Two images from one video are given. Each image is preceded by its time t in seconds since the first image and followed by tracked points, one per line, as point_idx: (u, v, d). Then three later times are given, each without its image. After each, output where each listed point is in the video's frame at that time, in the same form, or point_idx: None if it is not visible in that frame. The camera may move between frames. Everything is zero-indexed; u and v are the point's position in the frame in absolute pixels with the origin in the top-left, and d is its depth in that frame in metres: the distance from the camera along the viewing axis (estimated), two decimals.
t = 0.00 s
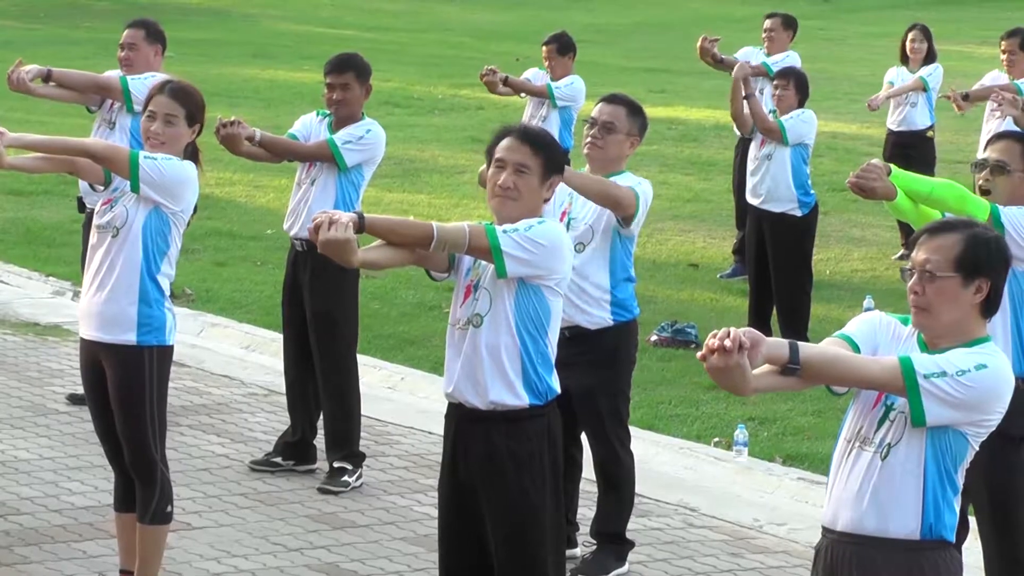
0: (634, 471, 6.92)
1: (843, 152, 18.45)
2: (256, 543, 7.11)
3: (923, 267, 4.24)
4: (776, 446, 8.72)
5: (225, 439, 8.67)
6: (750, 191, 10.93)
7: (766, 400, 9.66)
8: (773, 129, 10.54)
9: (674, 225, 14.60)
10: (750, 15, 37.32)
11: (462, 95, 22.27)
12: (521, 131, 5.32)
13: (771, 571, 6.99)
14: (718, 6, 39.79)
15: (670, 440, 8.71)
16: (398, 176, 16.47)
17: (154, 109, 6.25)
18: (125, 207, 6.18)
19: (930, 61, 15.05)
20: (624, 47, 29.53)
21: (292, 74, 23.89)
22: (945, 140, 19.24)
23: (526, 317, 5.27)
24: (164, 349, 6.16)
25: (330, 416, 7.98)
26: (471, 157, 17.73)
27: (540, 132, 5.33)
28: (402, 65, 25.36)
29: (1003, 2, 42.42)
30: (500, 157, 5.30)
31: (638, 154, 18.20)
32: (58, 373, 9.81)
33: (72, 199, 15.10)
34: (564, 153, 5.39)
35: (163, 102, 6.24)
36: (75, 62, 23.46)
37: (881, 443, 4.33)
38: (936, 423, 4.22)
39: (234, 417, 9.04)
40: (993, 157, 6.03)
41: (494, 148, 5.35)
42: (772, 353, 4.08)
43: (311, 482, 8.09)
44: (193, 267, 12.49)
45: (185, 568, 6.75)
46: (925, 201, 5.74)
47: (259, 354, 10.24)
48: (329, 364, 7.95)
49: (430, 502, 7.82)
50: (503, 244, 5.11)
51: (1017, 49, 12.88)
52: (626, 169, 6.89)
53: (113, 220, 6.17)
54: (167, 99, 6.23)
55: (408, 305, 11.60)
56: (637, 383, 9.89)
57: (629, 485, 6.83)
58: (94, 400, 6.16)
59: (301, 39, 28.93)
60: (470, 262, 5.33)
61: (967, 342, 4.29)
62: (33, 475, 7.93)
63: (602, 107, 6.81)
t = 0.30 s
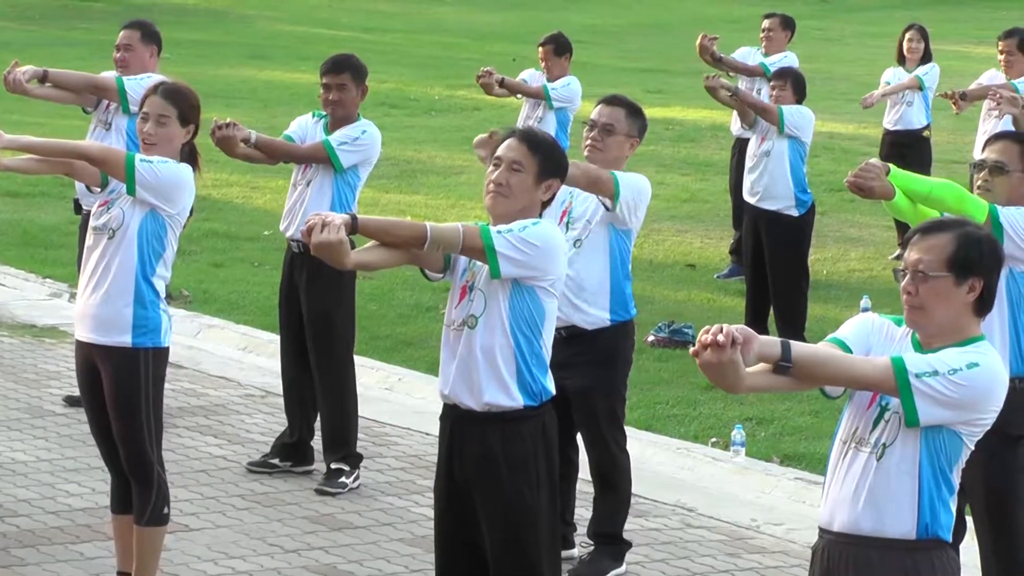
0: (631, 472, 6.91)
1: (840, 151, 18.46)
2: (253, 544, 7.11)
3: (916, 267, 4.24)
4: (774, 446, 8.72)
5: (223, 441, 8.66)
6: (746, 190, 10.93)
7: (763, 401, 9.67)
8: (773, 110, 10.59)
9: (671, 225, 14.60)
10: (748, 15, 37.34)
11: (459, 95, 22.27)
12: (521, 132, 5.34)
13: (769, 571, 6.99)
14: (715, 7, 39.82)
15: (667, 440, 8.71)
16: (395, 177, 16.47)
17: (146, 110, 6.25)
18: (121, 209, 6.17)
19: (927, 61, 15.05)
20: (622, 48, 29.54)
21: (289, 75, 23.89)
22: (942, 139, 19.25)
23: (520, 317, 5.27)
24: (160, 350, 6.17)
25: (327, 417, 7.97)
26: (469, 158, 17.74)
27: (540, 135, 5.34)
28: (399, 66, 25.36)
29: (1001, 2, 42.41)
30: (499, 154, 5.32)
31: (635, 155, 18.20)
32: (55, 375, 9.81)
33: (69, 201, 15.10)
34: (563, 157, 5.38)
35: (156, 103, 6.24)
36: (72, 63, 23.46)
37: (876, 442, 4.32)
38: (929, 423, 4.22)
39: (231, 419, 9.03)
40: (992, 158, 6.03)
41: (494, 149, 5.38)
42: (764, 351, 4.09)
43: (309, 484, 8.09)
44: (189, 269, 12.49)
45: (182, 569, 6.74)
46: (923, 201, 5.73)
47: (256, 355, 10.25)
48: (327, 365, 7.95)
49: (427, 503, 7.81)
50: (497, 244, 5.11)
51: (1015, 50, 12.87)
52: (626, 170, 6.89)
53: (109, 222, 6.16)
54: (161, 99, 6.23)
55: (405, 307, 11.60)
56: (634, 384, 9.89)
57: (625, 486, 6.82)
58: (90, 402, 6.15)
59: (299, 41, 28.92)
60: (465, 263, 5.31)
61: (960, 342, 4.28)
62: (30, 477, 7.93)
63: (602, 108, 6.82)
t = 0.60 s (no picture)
0: (629, 472, 6.91)
1: (838, 151, 18.45)
2: (252, 545, 7.11)
3: (912, 267, 4.24)
4: (772, 446, 8.72)
5: (221, 442, 8.66)
6: (744, 189, 10.93)
7: (761, 400, 9.67)
8: (771, 104, 10.62)
9: (669, 225, 14.60)
10: (746, 15, 37.34)
11: (457, 96, 22.26)
12: (511, 131, 5.34)
13: (767, 571, 6.99)
14: (713, 7, 39.83)
15: (666, 440, 8.71)
16: (393, 177, 16.47)
17: (137, 111, 6.24)
18: (119, 211, 6.17)
19: (925, 59, 15.05)
20: (620, 48, 29.53)
21: (286, 76, 23.89)
22: (940, 139, 19.24)
23: (518, 317, 5.27)
24: (157, 352, 6.17)
25: (325, 417, 7.97)
26: (466, 158, 17.74)
27: (530, 133, 5.33)
28: (397, 67, 25.36)
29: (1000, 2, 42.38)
30: (490, 155, 5.32)
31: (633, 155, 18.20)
32: (53, 377, 9.80)
33: (66, 203, 15.10)
34: (556, 153, 5.37)
35: (146, 103, 6.23)
36: (70, 65, 23.45)
37: (873, 441, 4.33)
38: (926, 422, 4.22)
39: (229, 420, 9.03)
40: (990, 157, 6.03)
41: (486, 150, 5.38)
42: (759, 352, 4.08)
43: (307, 485, 8.09)
44: (187, 270, 12.49)
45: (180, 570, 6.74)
46: (922, 201, 5.73)
47: (254, 357, 10.24)
48: (324, 365, 7.94)
49: (425, 504, 7.81)
50: (494, 240, 5.11)
51: (1012, 49, 12.86)
52: (624, 172, 6.90)
53: (107, 224, 6.17)
54: (150, 100, 6.21)
55: (403, 307, 11.60)
56: (632, 384, 9.89)
57: (624, 485, 6.82)
58: (87, 403, 6.15)
59: (297, 42, 28.92)
60: (464, 261, 5.32)
61: (957, 341, 4.28)
62: (28, 479, 7.92)
63: (602, 109, 6.81)
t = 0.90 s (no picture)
0: (627, 472, 6.91)
1: (835, 151, 18.44)
2: (250, 546, 7.10)
3: (909, 269, 4.25)
4: (769, 446, 8.71)
5: (219, 443, 8.66)
6: (741, 189, 10.93)
7: (759, 400, 9.66)
8: (768, 104, 10.63)
9: (666, 225, 14.60)
10: (742, 14, 37.33)
11: (454, 97, 22.26)
12: (505, 132, 5.32)
13: (765, 571, 6.99)
14: (709, 7, 39.82)
15: (663, 440, 8.71)
16: (390, 178, 16.46)
17: (134, 113, 6.24)
18: (117, 212, 6.17)
19: (924, 59, 15.03)
20: (616, 48, 29.52)
21: (282, 77, 23.88)
22: (938, 138, 19.23)
23: (517, 317, 5.27)
24: (155, 353, 6.17)
25: (322, 419, 7.96)
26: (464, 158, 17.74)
27: (524, 132, 5.31)
28: (393, 68, 25.36)
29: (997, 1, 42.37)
30: (486, 158, 5.32)
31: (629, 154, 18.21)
32: (50, 378, 9.80)
33: (63, 204, 15.09)
34: (552, 150, 5.36)
35: (141, 104, 6.22)
36: (66, 67, 23.43)
37: (872, 440, 4.33)
38: (924, 422, 4.22)
39: (227, 421, 9.02)
40: (987, 156, 6.02)
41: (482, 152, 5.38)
42: (758, 350, 4.08)
43: (305, 485, 8.09)
44: (184, 271, 12.48)
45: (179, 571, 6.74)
46: (920, 201, 5.73)
47: (252, 358, 10.24)
48: (321, 366, 7.94)
49: (423, 505, 7.81)
50: (494, 240, 5.11)
51: (1009, 49, 12.84)
52: (621, 171, 6.91)
53: (105, 226, 6.17)
54: (146, 101, 6.21)
55: (400, 308, 11.59)
56: (630, 384, 9.89)
57: (622, 485, 6.82)
58: (85, 405, 6.15)
59: (293, 43, 28.91)
60: (465, 261, 5.33)
61: (956, 342, 4.28)
62: (26, 480, 7.92)
63: (598, 109, 6.80)
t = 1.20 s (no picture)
0: (626, 472, 6.91)
1: (834, 150, 18.44)
2: (250, 546, 7.10)
3: (909, 270, 4.24)
4: (768, 446, 8.71)
5: (218, 443, 8.66)
6: (739, 189, 10.93)
7: (758, 400, 9.66)
8: (766, 105, 10.63)
9: (665, 225, 14.60)
10: (742, 14, 37.32)
11: (453, 97, 22.25)
12: (512, 133, 5.32)
13: (765, 571, 6.99)
14: (709, 7, 39.81)
15: (662, 440, 8.71)
16: (389, 178, 16.46)
17: (130, 114, 6.22)
18: (116, 213, 6.17)
19: (927, 59, 15.01)
20: (616, 48, 29.51)
21: (281, 77, 23.88)
22: (937, 138, 19.22)
23: (517, 317, 5.27)
24: (154, 354, 6.16)
25: (322, 419, 7.96)
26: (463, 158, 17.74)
27: (530, 133, 5.32)
28: (393, 68, 25.36)
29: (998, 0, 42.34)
30: (492, 159, 5.32)
31: (628, 154, 18.20)
32: (50, 378, 9.80)
33: (62, 204, 15.10)
34: (557, 152, 5.36)
35: (138, 105, 6.21)
36: (66, 67, 23.44)
37: (871, 440, 4.33)
38: (924, 423, 4.22)
39: (227, 422, 9.02)
40: (984, 157, 6.03)
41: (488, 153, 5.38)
42: (758, 351, 4.07)
43: (304, 486, 8.09)
44: (184, 272, 12.47)
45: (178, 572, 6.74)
46: (916, 200, 5.74)
47: (252, 358, 10.24)
48: (320, 366, 7.94)
49: (423, 505, 7.81)
50: (496, 241, 5.10)
51: (1008, 48, 12.82)
52: (618, 171, 6.91)
53: (104, 226, 6.17)
54: (143, 102, 6.19)
55: (400, 308, 11.59)
56: (629, 384, 9.89)
57: (621, 485, 6.81)
58: (84, 405, 6.15)
59: (293, 43, 28.91)
60: (466, 260, 5.32)
61: (954, 342, 4.28)
62: (25, 480, 7.92)
63: (595, 109, 6.80)
